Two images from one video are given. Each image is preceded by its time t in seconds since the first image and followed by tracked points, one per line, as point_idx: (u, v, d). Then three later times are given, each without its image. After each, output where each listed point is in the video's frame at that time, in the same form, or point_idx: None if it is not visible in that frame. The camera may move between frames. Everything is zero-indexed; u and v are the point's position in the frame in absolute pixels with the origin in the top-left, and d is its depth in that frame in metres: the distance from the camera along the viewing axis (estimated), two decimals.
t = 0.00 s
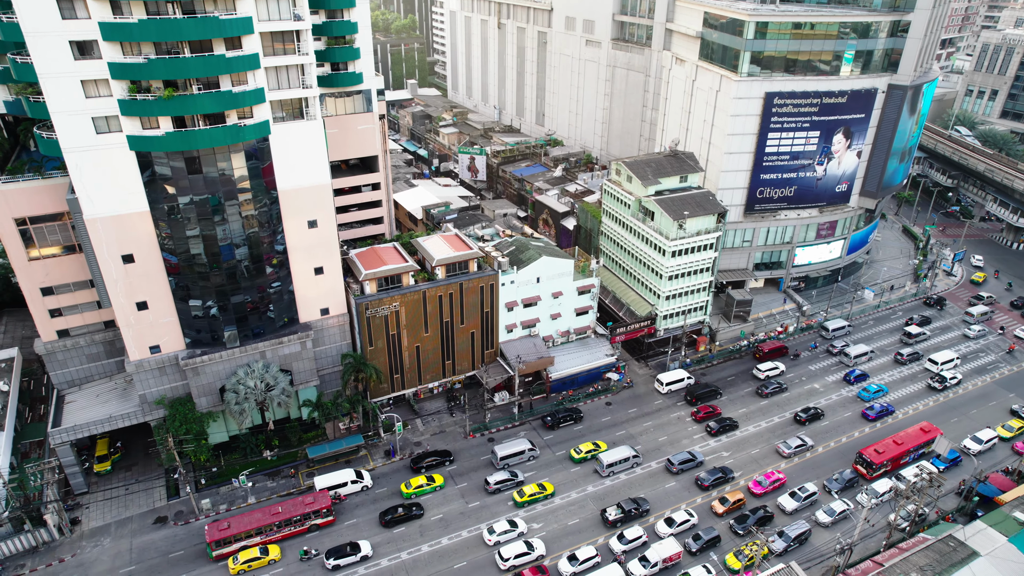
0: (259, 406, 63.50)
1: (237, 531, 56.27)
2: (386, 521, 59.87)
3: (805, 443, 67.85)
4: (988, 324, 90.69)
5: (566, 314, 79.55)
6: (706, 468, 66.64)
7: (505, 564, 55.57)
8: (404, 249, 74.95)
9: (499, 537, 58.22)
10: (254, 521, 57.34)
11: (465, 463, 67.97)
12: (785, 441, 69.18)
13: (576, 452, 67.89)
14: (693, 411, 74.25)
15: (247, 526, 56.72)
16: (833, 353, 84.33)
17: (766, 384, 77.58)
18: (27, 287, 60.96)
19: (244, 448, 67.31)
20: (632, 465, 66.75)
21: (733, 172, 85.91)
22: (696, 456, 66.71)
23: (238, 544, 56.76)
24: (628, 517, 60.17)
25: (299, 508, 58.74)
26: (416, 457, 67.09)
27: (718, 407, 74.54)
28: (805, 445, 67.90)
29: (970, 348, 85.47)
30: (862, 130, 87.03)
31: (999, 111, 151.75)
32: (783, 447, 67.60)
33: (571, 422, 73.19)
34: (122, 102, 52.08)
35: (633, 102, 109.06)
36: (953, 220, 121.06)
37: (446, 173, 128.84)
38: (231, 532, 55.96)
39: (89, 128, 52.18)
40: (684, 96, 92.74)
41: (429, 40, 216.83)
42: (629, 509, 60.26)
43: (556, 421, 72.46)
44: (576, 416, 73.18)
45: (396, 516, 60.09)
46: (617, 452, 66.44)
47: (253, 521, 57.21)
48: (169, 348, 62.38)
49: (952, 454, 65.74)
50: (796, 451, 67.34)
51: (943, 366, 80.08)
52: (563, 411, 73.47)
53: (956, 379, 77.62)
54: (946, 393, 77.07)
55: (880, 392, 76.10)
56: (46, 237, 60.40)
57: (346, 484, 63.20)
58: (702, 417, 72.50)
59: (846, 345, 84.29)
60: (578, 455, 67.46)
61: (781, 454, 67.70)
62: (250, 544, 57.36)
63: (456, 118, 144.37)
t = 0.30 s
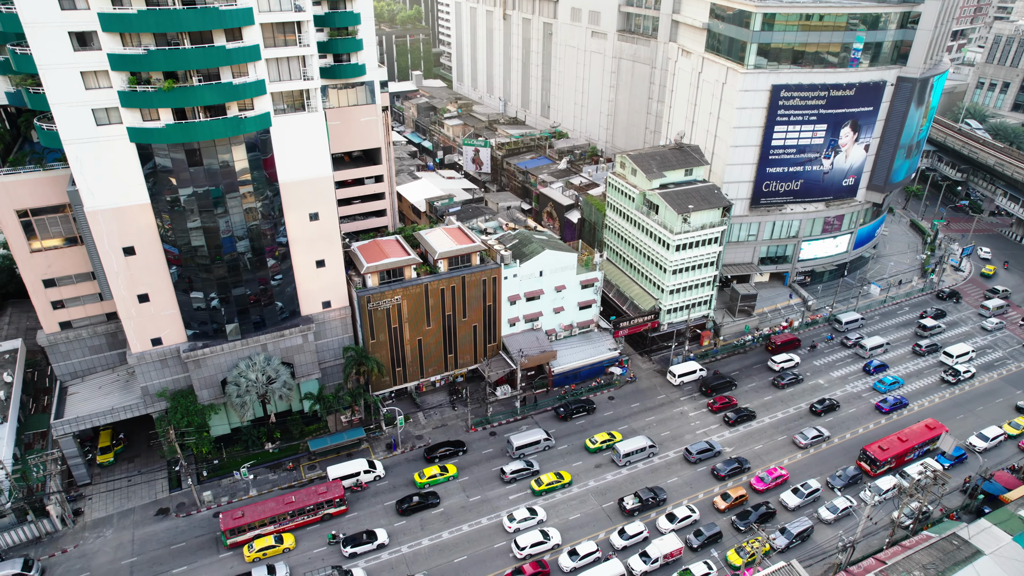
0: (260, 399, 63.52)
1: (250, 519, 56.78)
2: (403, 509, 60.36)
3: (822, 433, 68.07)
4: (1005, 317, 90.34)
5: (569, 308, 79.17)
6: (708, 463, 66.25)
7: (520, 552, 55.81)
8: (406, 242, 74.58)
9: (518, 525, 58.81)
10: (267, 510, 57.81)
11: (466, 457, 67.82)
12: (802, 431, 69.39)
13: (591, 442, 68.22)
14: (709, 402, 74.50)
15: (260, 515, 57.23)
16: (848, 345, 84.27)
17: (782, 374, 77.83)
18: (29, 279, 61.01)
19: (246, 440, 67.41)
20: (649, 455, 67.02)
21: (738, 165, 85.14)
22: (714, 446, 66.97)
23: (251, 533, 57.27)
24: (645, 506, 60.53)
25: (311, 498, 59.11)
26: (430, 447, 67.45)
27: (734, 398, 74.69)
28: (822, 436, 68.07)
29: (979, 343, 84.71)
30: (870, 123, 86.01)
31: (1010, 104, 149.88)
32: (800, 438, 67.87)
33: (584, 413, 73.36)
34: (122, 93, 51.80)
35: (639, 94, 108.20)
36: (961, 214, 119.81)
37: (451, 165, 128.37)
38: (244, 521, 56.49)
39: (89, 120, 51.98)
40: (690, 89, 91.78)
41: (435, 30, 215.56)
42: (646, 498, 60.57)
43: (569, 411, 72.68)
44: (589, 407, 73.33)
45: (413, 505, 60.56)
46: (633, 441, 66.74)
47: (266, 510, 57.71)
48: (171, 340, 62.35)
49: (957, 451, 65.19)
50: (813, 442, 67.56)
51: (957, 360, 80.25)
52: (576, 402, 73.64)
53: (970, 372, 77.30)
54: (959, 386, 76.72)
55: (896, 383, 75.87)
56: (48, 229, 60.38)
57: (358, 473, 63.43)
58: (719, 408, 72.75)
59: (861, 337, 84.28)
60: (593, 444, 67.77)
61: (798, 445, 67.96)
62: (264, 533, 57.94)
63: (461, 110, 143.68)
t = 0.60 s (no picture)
0: (262, 391, 63.54)
1: (265, 508, 57.28)
2: (419, 498, 60.88)
3: (839, 424, 68.27)
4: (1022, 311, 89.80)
5: (572, 302, 78.79)
6: (710, 459, 65.93)
7: (537, 541, 56.14)
8: (409, 234, 74.26)
9: (539, 512, 59.39)
10: (282, 498, 58.30)
11: (468, 450, 67.68)
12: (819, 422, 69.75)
13: (607, 432, 68.64)
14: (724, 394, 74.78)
15: (275, 504, 57.77)
16: (862, 338, 84.10)
17: (799, 365, 78.24)
18: (32, 270, 61.06)
19: (248, 433, 67.49)
20: (666, 445, 67.33)
21: (744, 159, 84.36)
22: (732, 435, 67.28)
23: (266, 521, 57.81)
24: (662, 495, 60.87)
25: (325, 487, 59.53)
26: (443, 437, 67.87)
27: (750, 389, 74.91)
28: (839, 426, 68.36)
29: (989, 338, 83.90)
30: (879, 116, 84.97)
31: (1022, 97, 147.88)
32: (816, 429, 68.18)
33: (598, 404, 73.66)
34: (122, 85, 51.57)
35: (645, 86, 107.26)
36: (970, 209, 118.52)
37: (455, 157, 127.85)
38: (259, 509, 56.98)
39: (89, 111, 51.74)
40: (696, 81, 90.78)
41: (441, 20, 214.22)
42: (664, 487, 60.99)
43: (583, 402, 73.05)
44: (603, 398, 73.62)
45: (428, 493, 61.10)
46: (650, 431, 66.88)
47: (281, 499, 58.23)
48: (172, 333, 62.35)
49: (962, 449, 64.60)
50: (830, 432, 67.87)
51: (973, 353, 78.97)
52: (589, 394, 73.93)
53: (984, 366, 76.94)
54: (973, 379, 76.56)
55: (911, 375, 76.16)
56: (50, 220, 60.36)
57: (371, 463, 63.65)
58: (735, 399, 73.04)
59: (877, 330, 84.13)
60: (609, 435, 68.16)
61: (814, 435, 68.21)
62: (279, 522, 58.42)
63: (466, 101, 142.88)
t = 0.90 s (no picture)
0: (264, 383, 63.57)
1: (282, 496, 57.94)
2: (437, 486, 61.31)
3: (857, 416, 68.68)
4: None
5: (577, 296, 78.35)
6: (713, 455, 65.57)
7: (555, 529, 56.56)
8: (412, 227, 74.03)
9: (561, 500, 59.90)
10: (297, 487, 58.93)
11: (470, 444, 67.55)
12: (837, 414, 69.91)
13: (624, 422, 68.79)
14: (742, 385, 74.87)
15: (292, 492, 58.43)
16: (880, 330, 83.92)
17: (816, 357, 78.12)
18: (36, 261, 61.17)
19: (251, 425, 67.60)
20: (683, 435, 67.48)
21: (752, 152, 83.49)
22: (751, 426, 67.58)
23: (283, 509, 58.50)
24: (681, 485, 61.14)
25: (341, 476, 60.13)
26: (460, 427, 68.25)
27: (768, 380, 75.16)
28: (856, 418, 68.62)
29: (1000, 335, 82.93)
30: (889, 110, 83.84)
31: None
32: (835, 420, 68.35)
33: (612, 396, 73.81)
34: (124, 76, 51.37)
35: (652, 78, 106.28)
36: (982, 204, 117.00)
37: (461, 149, 127.31)
38: (275, 498, 57.61)
39: (90, 102, 51.57)
40: (703, 73, 89.75)
41: (448, 11, 212.90)
42: (682, 477, 61.15)
43: (597, 393, 73.19)
44: (619, 389, 73.82)
45: (447, 481, 61.50)
46: (667, 422, 67.19)
47: (297, 487, 58.84)
48: (175, 324, 62.40)
49: (969, 447, 63.86)
50: (847, 424, 68.19)
51: (990, 346, 79.21)
52: (604, 385, 74.16)
53: (999, 360, 76.41)
54: (989, 374, 76.08)
55: (930, 369, 75.98)
56: (53, 212, 60.37)
57: (385, 453, 64.22)
58: (752, 390, 73.28)
59: (894, 323, 84.08)
60: (626, 425, 68.33)
61: (832, 427, 68.46)
62: (295, 510, 59.09)
63: (472, 92, 142.06)
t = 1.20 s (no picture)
0: (267, 375, 63.61)
1: (299, 484, 58.43)
2: (455, 475, 61.83)
3: (877, 408, 68.39)
4: None
5: (581, 290, 77.90)
6: (717, 451, 65.20)
7: (575, 518, 57.01)
8: (416, 220, 73.84)
9: (584, 488, 60.48)
10: (314, 475, 59.38)
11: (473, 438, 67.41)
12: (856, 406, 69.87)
13: (641, 413, 69.08)
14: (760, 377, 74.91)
15: (309, 480, 58.91)
16: (897, 323, 83.55)
17: (835, 349, 78.22)
18: (41, 252, 61.31)
19: (254, 416, 67.72)
20: (700, 427, 67.57)
21: (759, 146, 82.57)
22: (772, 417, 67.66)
23: (300, 496, 58.98)
24: (699, 476, 61.39)
25: (358, 465, 60.51)
26: (476, 416, 68.70)
27: (786, 371, 75.19)
28: (876, 411, 68.51)
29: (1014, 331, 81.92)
30: (900, 103, 82.67)
31: None
32: (854, 412, 68.41)
33: (628, 387, 73.79)
34: (126, 67, 51.17)
35: (660, 70, 105.24)
36: (994, 199, 115.48)
37: (467, 141, 126.77)
38: (293, 485, 58.11)
39: (93, 93, 51.39)
40: (712, 65, 88.66)
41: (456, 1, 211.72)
42: (700, 467, 61.44)
43: (613, 385, 73.30)
44: (633, 381, 73.61)
45: (465, 471, 61.97)
46: (685, 413, 67.36)
47: (314, 476, 59.32)
48: (179, 316, 62.48)
49: (977, 446, 63.14)
50: (867, 416, 67.93)
51: (1008, 341, 78.18)
52: (620, 376, 74.20)
53: (1017, 356, 75.75)
54: (1006, 369, 75.52)
55: (948, 362, 75.53)
56: (57, 203, 60.41)
57: (400, 443, 64.75)
58: (771, 381, 73.26)
59: (911, 316, 83.60)
60: (643, 416, 68.62)
61: (851, 418, 68.57)
62: (312, 497, 59.53)
63: (479, 83, 141.32)
